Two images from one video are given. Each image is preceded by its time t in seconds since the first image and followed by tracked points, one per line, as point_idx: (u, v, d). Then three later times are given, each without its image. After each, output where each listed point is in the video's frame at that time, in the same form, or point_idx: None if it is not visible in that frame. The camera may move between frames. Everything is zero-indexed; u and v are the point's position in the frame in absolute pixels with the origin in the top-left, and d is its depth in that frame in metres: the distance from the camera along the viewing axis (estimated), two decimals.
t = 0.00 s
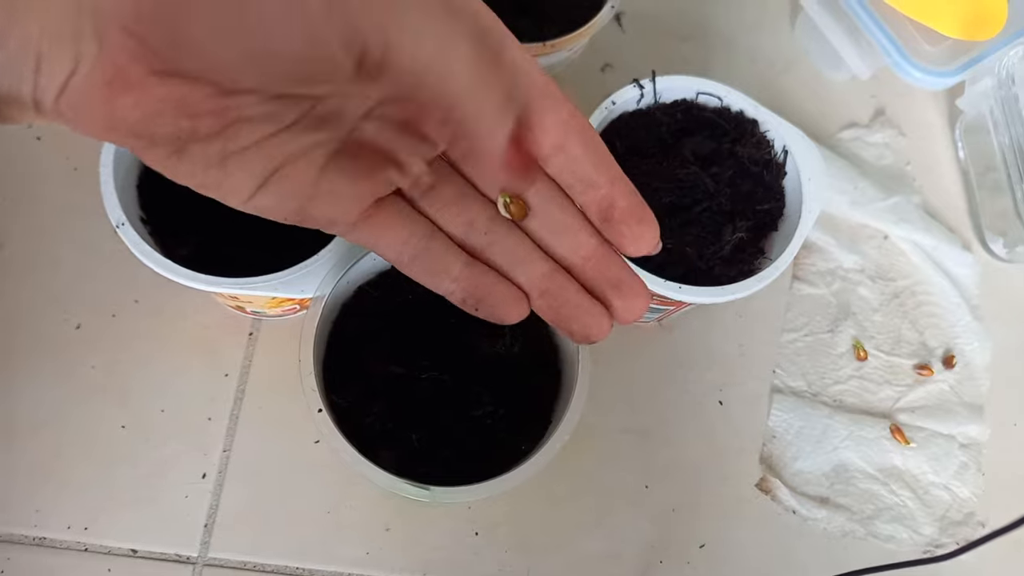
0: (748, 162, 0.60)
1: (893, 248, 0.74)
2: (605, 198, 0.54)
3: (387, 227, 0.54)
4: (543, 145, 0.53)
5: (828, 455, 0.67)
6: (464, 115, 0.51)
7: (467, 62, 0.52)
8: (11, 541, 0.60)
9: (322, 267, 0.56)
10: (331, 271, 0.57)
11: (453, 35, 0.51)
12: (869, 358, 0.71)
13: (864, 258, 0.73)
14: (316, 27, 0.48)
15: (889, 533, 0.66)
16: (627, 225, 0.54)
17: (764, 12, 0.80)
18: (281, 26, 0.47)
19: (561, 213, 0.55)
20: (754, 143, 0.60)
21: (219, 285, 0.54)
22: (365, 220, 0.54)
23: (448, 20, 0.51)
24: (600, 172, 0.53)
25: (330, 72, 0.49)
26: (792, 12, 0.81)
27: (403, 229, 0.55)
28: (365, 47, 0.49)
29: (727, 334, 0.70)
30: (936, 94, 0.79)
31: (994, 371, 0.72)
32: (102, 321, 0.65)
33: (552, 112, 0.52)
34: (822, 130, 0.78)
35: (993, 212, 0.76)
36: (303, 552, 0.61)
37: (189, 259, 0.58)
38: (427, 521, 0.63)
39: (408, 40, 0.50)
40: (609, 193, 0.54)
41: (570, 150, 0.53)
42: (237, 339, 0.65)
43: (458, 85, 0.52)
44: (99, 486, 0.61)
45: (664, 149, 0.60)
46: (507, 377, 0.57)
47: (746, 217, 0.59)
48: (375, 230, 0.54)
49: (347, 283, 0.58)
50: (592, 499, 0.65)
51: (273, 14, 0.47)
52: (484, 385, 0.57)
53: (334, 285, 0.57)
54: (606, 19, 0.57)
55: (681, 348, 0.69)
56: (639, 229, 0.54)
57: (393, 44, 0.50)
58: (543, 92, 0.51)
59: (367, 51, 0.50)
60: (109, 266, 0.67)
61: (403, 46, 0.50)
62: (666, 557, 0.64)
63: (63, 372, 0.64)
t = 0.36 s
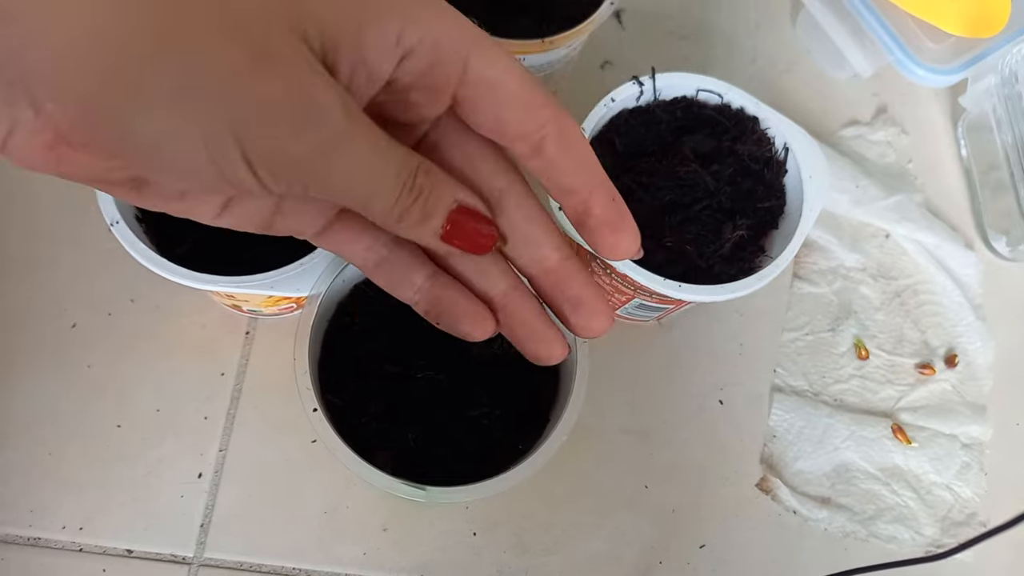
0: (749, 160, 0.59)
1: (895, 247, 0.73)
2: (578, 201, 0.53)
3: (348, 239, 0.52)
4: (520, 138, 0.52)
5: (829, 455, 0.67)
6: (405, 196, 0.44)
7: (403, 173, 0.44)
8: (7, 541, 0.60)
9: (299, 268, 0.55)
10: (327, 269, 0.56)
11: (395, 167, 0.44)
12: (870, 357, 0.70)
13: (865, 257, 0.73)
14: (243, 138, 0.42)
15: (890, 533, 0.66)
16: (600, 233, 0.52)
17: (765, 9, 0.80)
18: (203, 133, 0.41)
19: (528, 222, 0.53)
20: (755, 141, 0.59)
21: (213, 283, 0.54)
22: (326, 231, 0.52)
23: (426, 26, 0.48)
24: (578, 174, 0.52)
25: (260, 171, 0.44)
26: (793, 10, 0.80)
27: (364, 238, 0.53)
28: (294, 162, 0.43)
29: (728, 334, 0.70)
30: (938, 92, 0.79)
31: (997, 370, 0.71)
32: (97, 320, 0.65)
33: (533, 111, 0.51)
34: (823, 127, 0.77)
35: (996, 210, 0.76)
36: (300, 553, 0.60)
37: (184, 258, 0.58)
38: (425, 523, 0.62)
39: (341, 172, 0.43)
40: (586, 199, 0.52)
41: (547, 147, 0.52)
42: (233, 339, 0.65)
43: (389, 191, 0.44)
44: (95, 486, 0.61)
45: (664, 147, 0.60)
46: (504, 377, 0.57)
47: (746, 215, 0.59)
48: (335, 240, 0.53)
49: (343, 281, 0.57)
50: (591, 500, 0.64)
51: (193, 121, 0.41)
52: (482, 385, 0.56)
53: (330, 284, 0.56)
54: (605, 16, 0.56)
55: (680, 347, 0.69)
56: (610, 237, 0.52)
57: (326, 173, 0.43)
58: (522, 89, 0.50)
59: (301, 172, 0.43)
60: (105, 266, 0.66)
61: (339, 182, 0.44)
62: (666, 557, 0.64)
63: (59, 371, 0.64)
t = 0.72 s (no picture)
0: (756, 153, 0.58)
1: (902, 242, 0.72)
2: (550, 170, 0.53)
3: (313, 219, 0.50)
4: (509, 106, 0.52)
5: (835, 452, 0.66)
6: (413, 232, 0.42)
7: (412, 210, 0.41)
8: (3, 536, 0.59)
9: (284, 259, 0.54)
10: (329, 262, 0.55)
11: (404, 206, 0.41)
12: (877, 354, 0.69)
13: (872, 253, 0.72)
14: (245, 177, 0.39)
15: (896, 532, 0.65)
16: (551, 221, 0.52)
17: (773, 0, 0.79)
18: (203, 172, 0.39)
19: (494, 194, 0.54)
20: (763, 133, 0.58)
21: (213, 276, 0.53)
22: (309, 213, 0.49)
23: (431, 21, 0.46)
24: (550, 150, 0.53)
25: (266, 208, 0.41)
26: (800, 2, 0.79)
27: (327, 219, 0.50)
28: (299, 202, 0.40)
29: (733, 330, 0.69)
30: (947, 86, 0.78)
31: (1005, 367, 0.71)
32: (95, 313, 0.64)
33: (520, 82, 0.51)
34: (830, 121, 0.76)
35: (1005, 206, 0.75)
36: (300, 550, 0.60)
37: (183, 250, 0.57)
38: (426, 520, 0.61)
39: (347, 211, 0.40)
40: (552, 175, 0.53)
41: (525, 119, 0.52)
42: (233, 333, 0.64)
43: (399, 225, 0.41)
44: (92, 481, 0.60)
45: (670, 140, 0.59)
46: (508, 373, 0.56)
47: (754, 209, 0.58)
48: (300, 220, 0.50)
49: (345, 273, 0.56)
50: (595, 497, 0.63)
51: (193, 161, 0.38)
52: (485, 381, 0.56)
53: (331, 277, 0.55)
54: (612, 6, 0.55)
55: (685, 344, 0.68)
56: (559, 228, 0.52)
57: (332, 213, 0.41)
58: (513, 63, 0.50)
59: (306, 211, 0.41)
60: (103, 258, 0.65)
61: (346, 221, 0.41)
62: (670, 555, 0.63)
63: (56, 365, 0.63)
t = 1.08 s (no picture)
0: (764, 153, 0.58)
1: (909, 242, 0.72)
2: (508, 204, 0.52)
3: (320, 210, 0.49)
4: (469, 131, 0.53)
5: (841, 454, 0.66)
6: (412, 205, 0.42)
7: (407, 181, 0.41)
8: (4, 536, 0.58)
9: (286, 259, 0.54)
10: (333, 261, 0.55)
11: (400, 180, 0.41)
12: (883, 355, 0.69)
13: (879, 253, 0.71)
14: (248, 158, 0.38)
15: (902, 534, 0.64)
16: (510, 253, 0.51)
17: None
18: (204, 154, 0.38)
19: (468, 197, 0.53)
20: (770, 133, 0.58)
21: (216, 276, 0.52)
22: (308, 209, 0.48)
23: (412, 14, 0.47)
24: (509, 181, 0.52)
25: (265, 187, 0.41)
26: None
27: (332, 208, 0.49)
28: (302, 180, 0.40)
29: (739, 330, 0.68)
30: (954, 85, 0.77)
31: (1012, 369, 0.70)
32: (98, 312, 0.64)
33: (486, 106, 0.52)
34: (837, 120, 0.75)
35: (1012, 206, 0.74)
36: (303, 551, 0.59)
37: (185, 249, 0.57)
38: (430, 522, 0.61)
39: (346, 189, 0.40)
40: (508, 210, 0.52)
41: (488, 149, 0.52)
42: (236, 332, 0.64)
43: (395, 199, 0.41)
44: (94, 480, 0.60)
45: (677, 139, 0.58)
46: (513, 373, 0.56)
47: (761, 209, 0.57)
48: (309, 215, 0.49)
49: (350, 273, 0.56)
50: (600, 498, 0.63)
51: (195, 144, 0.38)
52: (491, 381, 0.55)
53: (335, 276, 0.55)
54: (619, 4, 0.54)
55: (690, 344, 0.68)
56: (518, 259, 0.50)
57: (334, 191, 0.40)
58: (484, 76, 0.51)
59: (308, 189, 0.41)
60: (105, 257, 0.65)
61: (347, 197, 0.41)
62: (675, 557, 0.62)
63: (58, 364, 0.62)
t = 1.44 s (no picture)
0: (766, 151, 0.58)
1: (911, 242, 0.71)
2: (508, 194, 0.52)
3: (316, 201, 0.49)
4: (465, 122, 0.52)
5: (843, 454, 0.65)
6: (401, 220, 0.43)
7: (401, 199, 0.42)
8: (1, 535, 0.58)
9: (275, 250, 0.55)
10: (332, 259, 0.55)
11: (392, 198, 0.42)
12: (885, 355, 0.69)
13: (881, 252, 0.71)
14: (247, 164, 0.39)
15: (904, 534, 0.64)
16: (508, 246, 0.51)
17: None
18: (203, 157, 0.39)
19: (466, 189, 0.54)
20: (772, 131, 0.58)
21: (215, 273, 0.52)
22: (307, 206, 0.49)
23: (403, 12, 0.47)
24: (507, 175, 0.52)
25: (264, 195, 0.42)
26: None
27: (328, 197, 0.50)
28: (298, 191, 0.41)
29: (740, 330, 0.68)
30: (957, 83, 0.77)
31: (1015, 369, 0.70)
32: (96, 310, 0.63)
33: (481, 99, 0.51)
34: (839, 118, 0.75)
35: (1015, 206, 0.74)
36: (301, 550, 0.59)
37: (184, 246, 0.56)
38: (430, 522, 0.61)
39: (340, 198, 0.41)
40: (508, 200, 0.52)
41: (486, 140, 0.52)
42: (234, 330, 0.64)
43: (387, 216, 0.43)
44: (91, 479, 0.60)
45: (678, 137, 0.58)
46: (513, 372, 0.55)
47: (763, 208, 0.57)
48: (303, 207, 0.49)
49: (350, 270, 0.56)
50: (600, 498, 0.63)
51: (194, 148, 0.39)
52: (490, 380, 0.55)
53: (335, 275, 0.55)
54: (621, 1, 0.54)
55: (691, 343, 0.67)
56: (513, 252, 0.51)
57: (330, 200, 0.41)
58: (478, 71, 0.50)
59: (305, 197, 0.41)
60: (103, 255, 0.65)
61: (340, 209, 0.42)
62: (675, 557, 0.62)
63: (56, 362, 0.62)
